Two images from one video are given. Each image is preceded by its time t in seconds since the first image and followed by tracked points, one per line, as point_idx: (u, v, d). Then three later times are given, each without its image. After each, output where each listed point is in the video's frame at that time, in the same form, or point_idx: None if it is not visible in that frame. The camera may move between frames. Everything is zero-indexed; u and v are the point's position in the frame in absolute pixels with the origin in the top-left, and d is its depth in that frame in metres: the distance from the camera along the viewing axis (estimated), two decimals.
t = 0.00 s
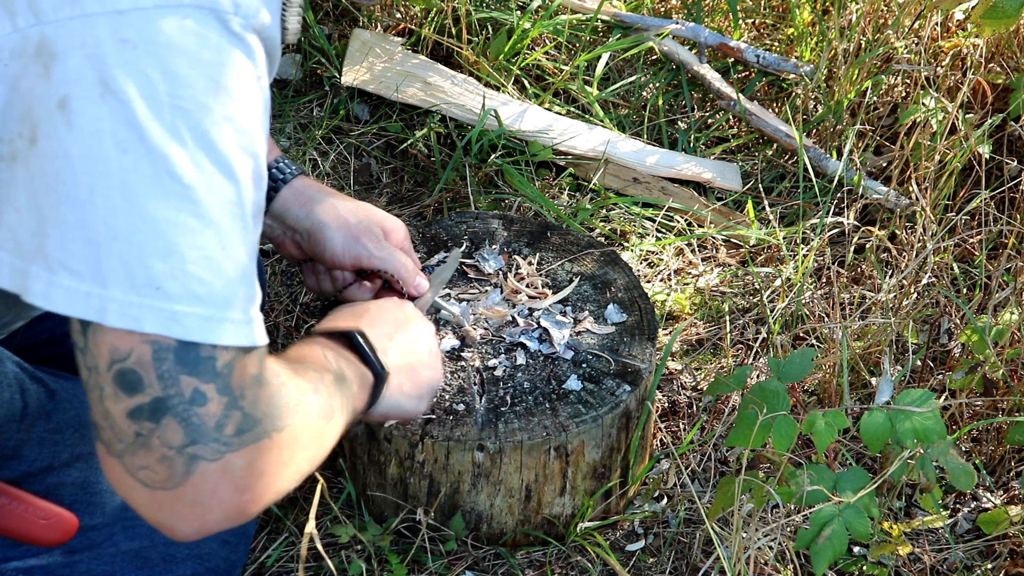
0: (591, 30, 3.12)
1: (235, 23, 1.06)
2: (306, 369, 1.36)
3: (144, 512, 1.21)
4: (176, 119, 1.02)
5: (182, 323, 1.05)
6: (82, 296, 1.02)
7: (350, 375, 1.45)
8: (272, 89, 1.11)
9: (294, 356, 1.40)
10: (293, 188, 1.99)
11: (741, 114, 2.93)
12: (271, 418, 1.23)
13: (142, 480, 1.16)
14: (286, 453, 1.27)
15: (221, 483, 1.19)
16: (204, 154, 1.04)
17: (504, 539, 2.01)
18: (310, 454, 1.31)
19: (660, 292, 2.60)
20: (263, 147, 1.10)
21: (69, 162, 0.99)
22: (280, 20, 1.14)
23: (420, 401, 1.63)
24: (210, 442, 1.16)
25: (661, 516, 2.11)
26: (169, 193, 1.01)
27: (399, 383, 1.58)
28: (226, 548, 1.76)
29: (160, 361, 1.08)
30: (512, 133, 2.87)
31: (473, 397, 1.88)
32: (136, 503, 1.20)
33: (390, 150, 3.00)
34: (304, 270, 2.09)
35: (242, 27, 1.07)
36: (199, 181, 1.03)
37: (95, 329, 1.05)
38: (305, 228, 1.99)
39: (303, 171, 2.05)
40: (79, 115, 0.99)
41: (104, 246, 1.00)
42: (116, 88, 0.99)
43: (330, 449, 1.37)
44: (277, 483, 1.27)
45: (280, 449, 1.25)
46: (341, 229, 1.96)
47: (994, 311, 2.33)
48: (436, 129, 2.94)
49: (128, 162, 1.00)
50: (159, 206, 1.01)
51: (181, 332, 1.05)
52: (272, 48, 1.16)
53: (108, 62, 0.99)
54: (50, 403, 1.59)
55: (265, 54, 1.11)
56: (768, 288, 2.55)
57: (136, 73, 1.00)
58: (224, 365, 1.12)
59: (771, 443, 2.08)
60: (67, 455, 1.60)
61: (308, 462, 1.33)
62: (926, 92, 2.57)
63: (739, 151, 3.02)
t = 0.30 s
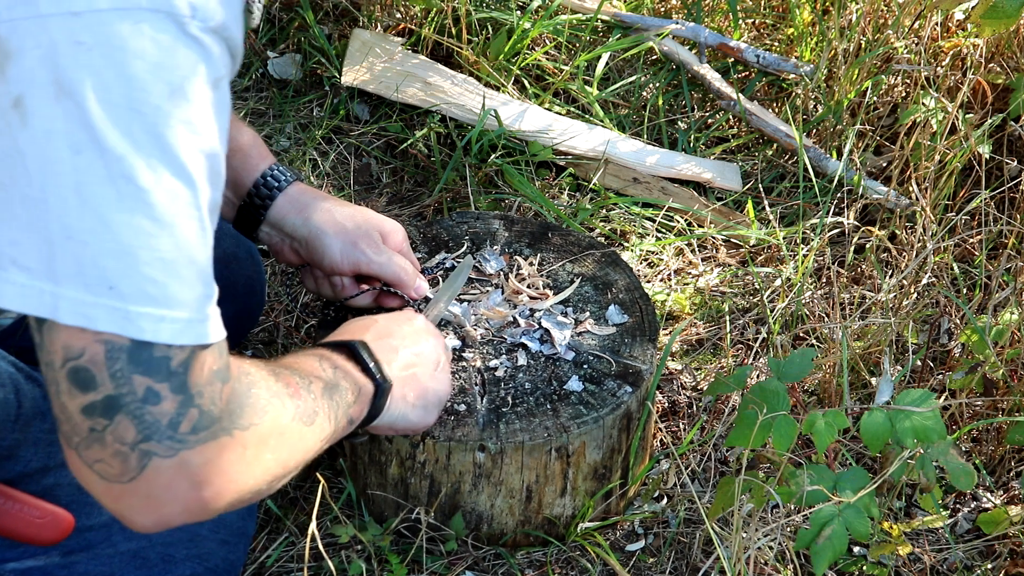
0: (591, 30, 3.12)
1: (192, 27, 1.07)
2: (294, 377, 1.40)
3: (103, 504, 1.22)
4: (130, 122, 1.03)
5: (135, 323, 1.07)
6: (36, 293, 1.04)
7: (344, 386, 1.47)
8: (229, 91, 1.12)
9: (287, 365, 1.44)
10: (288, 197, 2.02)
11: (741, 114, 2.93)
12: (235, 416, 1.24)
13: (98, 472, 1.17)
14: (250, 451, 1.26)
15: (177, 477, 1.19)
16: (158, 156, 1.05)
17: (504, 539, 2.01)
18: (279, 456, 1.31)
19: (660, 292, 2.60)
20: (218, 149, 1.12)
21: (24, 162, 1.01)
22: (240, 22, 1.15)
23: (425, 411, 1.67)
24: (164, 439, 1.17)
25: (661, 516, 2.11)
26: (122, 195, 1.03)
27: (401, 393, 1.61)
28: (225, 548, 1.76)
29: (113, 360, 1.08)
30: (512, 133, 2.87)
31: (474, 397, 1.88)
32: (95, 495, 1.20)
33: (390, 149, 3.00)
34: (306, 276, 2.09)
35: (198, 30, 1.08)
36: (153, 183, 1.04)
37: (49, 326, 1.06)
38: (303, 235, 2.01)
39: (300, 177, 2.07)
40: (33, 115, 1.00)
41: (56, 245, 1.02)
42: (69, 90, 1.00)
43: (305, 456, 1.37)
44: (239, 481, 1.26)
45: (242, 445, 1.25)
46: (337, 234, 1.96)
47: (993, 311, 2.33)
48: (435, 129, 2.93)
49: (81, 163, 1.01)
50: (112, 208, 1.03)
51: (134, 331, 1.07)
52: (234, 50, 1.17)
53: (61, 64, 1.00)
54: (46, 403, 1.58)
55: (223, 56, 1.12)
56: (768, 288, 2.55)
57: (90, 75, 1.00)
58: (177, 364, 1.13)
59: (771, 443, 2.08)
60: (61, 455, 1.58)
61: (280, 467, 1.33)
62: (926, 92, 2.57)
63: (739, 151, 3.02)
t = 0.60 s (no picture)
0: (591, 30, 3.12)
1: (153, 28, 1.07)
2: (277, 368, 1.40)
3: (87, 507, 1.24)
4: (94, 125, 1.02)
5: (107, 326, 1.07)
6: (5, 299, 1.04)
7: (329, 374, 1.46)
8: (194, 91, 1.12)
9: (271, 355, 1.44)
10: (286, 199, 2.02)
11: (741, 114, 2.93)
12: (215, 415, 1.25)
13: (80, 477, 1.18)
14: (233, 448, 1.27)
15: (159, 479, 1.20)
16: (123, 158, 1.05)
17: (504, 539, 2.00)
18: (263, 451, 1.32)
19: (660, 292, 2.60)
20: (184, 149, 1.12)
21: None
22: (203, 19, 1.14)
23: (412, 397, 1.66)
24: (143, 441, 1.17)
25: (661, 516, 2.11)
26: (88, 199, 1.03)
27: (388, 379, 1.60)
28: (224, 548, 1.76)
29: (87, 364, 1.08)
30: (512, 133, 2.87)
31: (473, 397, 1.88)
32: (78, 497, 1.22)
33: (390, 150, 3.00)
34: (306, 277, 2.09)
35: (158, 30, 1.07)
36: (119, 186, 1.04)
37: (21, 331, 1.06)
38: (301, 237, 2.01)
39: (299, 178, 2.07)
40: None
41: (23, 250, 1.02)
42: (30, 96, 1.00)
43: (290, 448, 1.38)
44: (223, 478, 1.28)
45: (224, 444, 1.26)
46: (335, 236, 1.96)
47: (994, 311, 2.33)
48: (435, 129, 2.93)
49: (44, 168, 1.01)
50: (78, 211, 1.02)
51: (106, 335, 1.07)
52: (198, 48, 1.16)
53: (21, 68, 0.99)
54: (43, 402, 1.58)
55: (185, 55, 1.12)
56: (768, 288, 2.55)
57: (50, 80, 1.00)
58: (153, 366, 1.12)
59: (771, 443, 2.08)
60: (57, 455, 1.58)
61: (265, 460, 1.34)
62: (926, 92, 2.57)
63: (739, 151, 3.02)
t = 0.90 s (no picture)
0: (591, 30, 3.12)
1: (151, 19, 1.08)
2: (289, 370, 1.40)
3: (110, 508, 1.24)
4: (99, 117, 1.03)
5: (121, 321, 1.06)
6: (18, 298, 1.04)
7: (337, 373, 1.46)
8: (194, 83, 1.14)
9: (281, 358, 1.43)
10: (283, 199, 2.01)
11: (741, 114, 2.93)
12: (232, 410, 1.25)
13: (101, 477, 1.18)
14: (252, 446, 1.27)
15: (180, 476, 1.20)
16: (129, 150, 1.05)
17: (504, 539, 2.00)
18: (281, 448, 1.32)
19: (660, 292, 2.60)
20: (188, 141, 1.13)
21: None
22: (200, 12, 1.16)
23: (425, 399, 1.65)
24: (164, 437, 1.17)
25: (661, 516, 2.11)
26: (96, 191, 1.03)
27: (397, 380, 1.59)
28: (223, 547, 1.77)
29: (103, 360, 1.08)
30: (512, 133, 2.87)
31: (473, 397, 1.88)
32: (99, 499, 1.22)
33: (390, 149, 3.00)
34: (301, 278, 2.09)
35: (156, 21, 1.09)
36: (127, 178, 1.05)
37: (35, 330, 1.06)
38: (297, 237, 2.01)
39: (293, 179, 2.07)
40: None
41: (34, 247, 1.02)
42: (34, 91, 1.00)
43: (309, 448, 1.38)
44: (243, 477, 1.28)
45: (242, 441, 1.26)
46: (331, 237, 1.96)
47: (994, 311, 2.33)
48: (435, 129, 2.94)
49: (52, 162, 1.01)
50: (87, 204, 1.03)
51: (120, 330, 1.06)
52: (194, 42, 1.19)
53: (24, 64, 1.00)
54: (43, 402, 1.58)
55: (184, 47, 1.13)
56: (768, 288, 2.55)
57: (53, 74, 1.01)
58: (170, 360, 1.13)
59: (771, 443, 2.08)
60: (56, 455, 1.55)
61: (283, 460, 1.34)
62: (926, 92, 2.57)
63: (739, 151, 3.02)
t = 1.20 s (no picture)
0: (591, 29, 3.12)
1: (169, 14, 1.09)
2: (314, 373, 1.40)
3: (143, 509, 1.23)
4: (122, 112, 1.03)
5: (150, 317, 1.07)
6: (47, 297, 1.04)
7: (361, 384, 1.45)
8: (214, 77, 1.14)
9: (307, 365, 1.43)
10: (287, 199, 2.01)
11: (741, 113, 2.93)
12: (261, 404, 1.25)
13: (134, 475, 1.17)
14: (281, 441, 1.27)
15: (214, 471, 1.19)
16: (154, 145, 1.05)
17: (505, 539, 2.00)
18: (311, 447, 1.32)
19: (660, 292, 2.60)
20: (211, 135, 1.13)
21: (19, 166, 1.01)
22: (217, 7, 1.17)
23: (442, 407, 1.63)
24: (197, 431, 1.16)
25: (661, 517, 2.11)
26: (121, 186, 1.03)
27: (416, 391, 1.58)
28: (224, 547, 1.77)
29: (135, 355, 1.09)
30: (512, 133, 2.87)
31: (474, 397, 1.88)
32: (132, 500, 1.21)
33: (390, 149, 3.00)
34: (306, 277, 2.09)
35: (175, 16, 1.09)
36: (153, 173, 1.05)
37: (66, 329, 1.07)
38: (303, 237, 2.01)
39: (298, 178, 2.07)
40: (23, 117, 1.01)
41: (62, 246, 1.02)
42: (57, 88, 1.01)
43: (335, 451, 1.37)
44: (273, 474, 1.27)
45: (272, 436, 1.26)
46: (337, 236, 1.97)
47: (994, 311, 2.33)
48: (435, 129, 2.93)
49: (77, 160, 1.01)
50: (113, 200, 1.03)
51: (149, 325, 1.07)
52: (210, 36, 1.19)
53: (47, 62, 1.01)
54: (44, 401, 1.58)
55: (202, 41, 1.14)
56: (768, 288, 2.55)
57: (75, 71, 1.01)
58: (200, 354, 1.13)
59: (771, 443, 2.08)
60: (57, 455, 1.54)
61: (312, 461, 1.33)
62: (926, 92, 2.58)
63: (739, 151, 3.02)
